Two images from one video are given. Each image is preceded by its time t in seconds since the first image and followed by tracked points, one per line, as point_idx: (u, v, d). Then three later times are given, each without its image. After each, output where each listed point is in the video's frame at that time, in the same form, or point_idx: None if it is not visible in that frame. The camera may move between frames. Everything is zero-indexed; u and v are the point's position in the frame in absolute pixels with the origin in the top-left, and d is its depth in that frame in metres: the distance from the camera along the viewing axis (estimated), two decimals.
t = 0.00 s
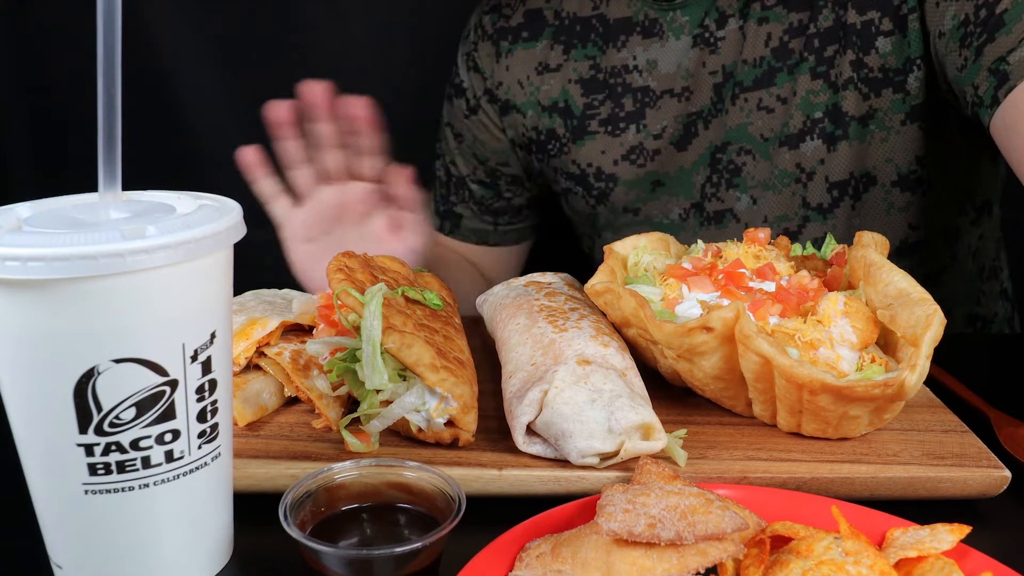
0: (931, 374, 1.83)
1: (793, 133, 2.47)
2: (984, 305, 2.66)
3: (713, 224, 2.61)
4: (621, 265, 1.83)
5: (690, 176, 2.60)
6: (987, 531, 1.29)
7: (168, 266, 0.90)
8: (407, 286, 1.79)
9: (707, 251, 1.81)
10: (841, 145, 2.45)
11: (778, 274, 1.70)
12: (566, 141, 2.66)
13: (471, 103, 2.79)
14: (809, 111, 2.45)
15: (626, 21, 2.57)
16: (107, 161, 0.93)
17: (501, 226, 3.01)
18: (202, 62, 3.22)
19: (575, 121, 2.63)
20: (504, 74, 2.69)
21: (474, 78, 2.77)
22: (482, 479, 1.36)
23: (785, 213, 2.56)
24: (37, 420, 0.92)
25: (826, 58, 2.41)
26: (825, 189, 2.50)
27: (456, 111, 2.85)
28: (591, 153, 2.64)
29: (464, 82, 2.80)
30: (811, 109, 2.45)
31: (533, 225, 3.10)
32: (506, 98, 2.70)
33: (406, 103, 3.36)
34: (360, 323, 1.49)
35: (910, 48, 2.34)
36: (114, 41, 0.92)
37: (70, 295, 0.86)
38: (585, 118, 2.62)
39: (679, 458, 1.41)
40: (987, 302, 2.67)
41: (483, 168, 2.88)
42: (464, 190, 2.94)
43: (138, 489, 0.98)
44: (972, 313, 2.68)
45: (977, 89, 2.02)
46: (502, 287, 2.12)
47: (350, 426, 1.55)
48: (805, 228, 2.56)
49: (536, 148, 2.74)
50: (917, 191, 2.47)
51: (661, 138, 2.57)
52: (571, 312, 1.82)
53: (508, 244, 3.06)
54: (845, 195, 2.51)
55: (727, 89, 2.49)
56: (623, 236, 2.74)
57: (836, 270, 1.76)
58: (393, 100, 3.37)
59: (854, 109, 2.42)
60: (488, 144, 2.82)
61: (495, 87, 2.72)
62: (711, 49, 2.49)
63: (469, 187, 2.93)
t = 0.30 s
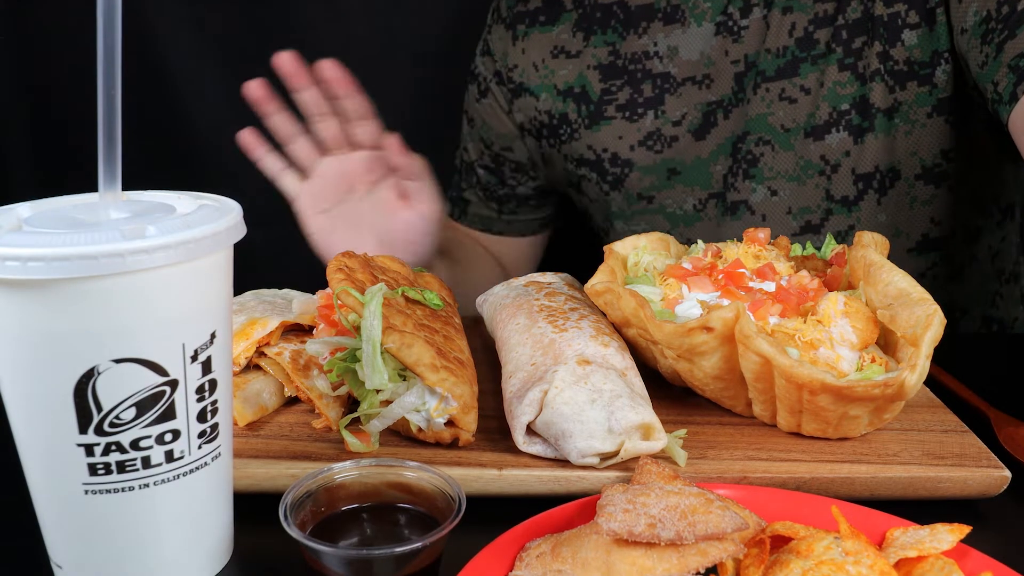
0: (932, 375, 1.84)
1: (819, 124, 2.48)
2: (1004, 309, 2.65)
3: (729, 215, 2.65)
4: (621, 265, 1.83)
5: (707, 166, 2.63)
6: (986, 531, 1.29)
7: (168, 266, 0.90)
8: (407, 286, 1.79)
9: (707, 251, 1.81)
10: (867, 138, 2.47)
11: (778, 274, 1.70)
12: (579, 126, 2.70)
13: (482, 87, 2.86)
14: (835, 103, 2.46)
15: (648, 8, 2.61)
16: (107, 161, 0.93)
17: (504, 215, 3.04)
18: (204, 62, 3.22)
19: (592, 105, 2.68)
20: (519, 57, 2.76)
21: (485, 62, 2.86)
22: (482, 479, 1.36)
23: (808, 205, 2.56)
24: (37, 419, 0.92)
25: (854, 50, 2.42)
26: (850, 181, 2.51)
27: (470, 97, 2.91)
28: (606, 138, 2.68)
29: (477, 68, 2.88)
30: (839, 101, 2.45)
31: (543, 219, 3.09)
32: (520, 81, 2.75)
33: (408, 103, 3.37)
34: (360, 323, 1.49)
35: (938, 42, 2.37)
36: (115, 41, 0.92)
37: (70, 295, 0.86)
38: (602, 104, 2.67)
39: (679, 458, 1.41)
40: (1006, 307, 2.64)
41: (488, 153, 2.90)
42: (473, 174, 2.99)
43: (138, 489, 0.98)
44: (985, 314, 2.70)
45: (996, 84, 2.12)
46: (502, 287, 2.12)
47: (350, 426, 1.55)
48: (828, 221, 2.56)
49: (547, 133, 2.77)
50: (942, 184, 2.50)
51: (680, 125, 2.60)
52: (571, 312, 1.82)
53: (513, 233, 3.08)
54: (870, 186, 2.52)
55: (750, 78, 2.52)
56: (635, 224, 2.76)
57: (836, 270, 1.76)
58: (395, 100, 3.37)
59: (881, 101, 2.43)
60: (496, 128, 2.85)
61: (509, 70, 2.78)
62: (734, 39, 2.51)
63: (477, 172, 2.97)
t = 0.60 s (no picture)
0: (932, 375, 1.84)
1: (836, 125, 2.48)
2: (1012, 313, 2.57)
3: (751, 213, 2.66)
4: (621, 265, 1.83)
5: (723, 163, 2.65)
6: (986, 531, 1.29)
7: (168, 266, 0.90)
8: (407, 286, 1.79)
9: (707, 251, 1.81)
10: (886, 139, 2.46)
11: (778, 274, 1.70)
12: (594, 119, 2.72)
13: (494, 78, 2.89)
14: (854, 104, 2.45)
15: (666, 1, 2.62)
16: (107, 162, 0.93)
17: (511, 208, 3.04)
18: (205, 61, 3.22)
19: (609, 98, 2.69)
20: (534, 47, 2.76)
21: (497, 53, 2.88)
22: (482, 479, 1.36)
23: (824, 204, 2.56)
24: (37, 420, 0.92)
25: (874, 51, 2.41)
26: (867, 182, 2.51)
27: (482, 88, 2.94)
28: (621, 131, 2.69)
29: (489, 57, 2.91)
30: (857, 102, 2.45)
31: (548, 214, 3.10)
32: (534, 71, 2.76)
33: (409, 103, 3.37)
34: (360, 323, 1.49)
35: (959, 45, 2.35)
36: (115, 41, 0.92)
37: (69, 295, 0.86)
38: (619, 96, 2.68)
39: (679, 458, 1.41)
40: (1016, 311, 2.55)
41: (497, 145, 2.92)
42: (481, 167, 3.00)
43: (138, 489, 0.98)
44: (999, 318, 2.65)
45: (1015, 88, 2.16)
46: (502, 287, 2.13)
47: (350, 426, 1.55)
48: (844, 222, 2.57)
49: (559, 126, 2.78)
50: (958, 186, 2.51)
51: (697, 121, 2.63)
52: (571, 312, 1.82)
53: (519, 229, 3.08)
54: (887, 188, 2.51)
55: (769, 75, 2.53)
56: (647, 219, 2.79)
57: (836, 270, 1.76)
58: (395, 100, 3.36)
59: (901, 103, 2.42)
60: (506, 120, 2.88)
61: (523, 60, 2.78)
62: (755, 36, 2.53)
63: (485, 164, 2.99)
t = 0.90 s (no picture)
0: (932, 375, 1.84)
1: (842, 125, 2.48)
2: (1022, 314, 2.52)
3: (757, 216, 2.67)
4: (621, 265, 1.84)
5: (730, 166, 2.66)
6: (986, 531, 1.29)
7: (168, 266, 0.90)
8: (407, 286, 1.79)
9: (707, 251, 1.80)
10: (892, 139, 2.46)
11: (778, 274, 1.70)
12: (601, 124, 2.67)
13: (500, 81, 2.81)
14: (861, 104, 2.45)
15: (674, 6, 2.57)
16: (107, 162, 0.93)
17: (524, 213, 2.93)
18: (206, 61, 3.23)
19: (616, 103, 2.64)
20: (540, 52, 2.68)
21: (506, 56, 2.78)
22: (482, 479, 1.36)
23: (833, 204, 2.57)
24: (37, 420, 0.92)
25: (880, 51, 2.41)
26: (874, 182, 2.51)
27: (487, 90, 2.86)
28: (629, 136, 2.65)
29: (496, 61, 2.82)
30: (863, 102, 2.45)
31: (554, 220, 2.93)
32: (542, 76, 2.68)
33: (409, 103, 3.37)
34: (360, 323, 1.49)
35: (964, 43, 2.36)
36: (114, 41, 0.92)
37: (69, 296, 0.86)
38: (626, 101, 2.63)
39: (679, 458, 1.41)
40: None
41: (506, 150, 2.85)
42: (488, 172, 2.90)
43: (138, 489, 0.98)
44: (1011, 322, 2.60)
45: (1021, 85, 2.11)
46: (502, 287, 2.12)
47: (350, 426, 1.55)
48: (853, 222, 2.56)
49: (567, 131, 2.73)
50: (965, 186, 2.50)
51: (704, 125, 2.61)
52: (571, 312, 1.82)
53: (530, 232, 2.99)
54: (894, 188, 2.52)
55: (776, 77, 2.54)
56: (654, 224, 2.77)
57: (836, 270, 1.76)
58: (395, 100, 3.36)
59: (907, 102, 2.42)
60: (513, 124, 2.82)
61: (530, 64, 2.70)
62: (761, 37, 2.51)
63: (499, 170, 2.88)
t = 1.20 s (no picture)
0: (932, 375, 1.83)
1: (837, 127, 2.48)
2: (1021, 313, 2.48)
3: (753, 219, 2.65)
4: (621, 265, 1.84)
5: (728, 169, 2.66)
6: (986, 532, 1.29)
7: (168, 266, 0.90)
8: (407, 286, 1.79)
9: (707, 251, 1.80)
10: (887, 140, 2.45)
11: (778, 274, 1.70)
12: (595, 130, 2.73)
13: (495, 92, 2.89)
14: (855, 106, 2.45)
15: (667, 10, 2.62)
16: (107, 162, 0.93)
17: (515, 221, 3.01)
18: (205, 61, 3.23)
19: (610, 109, 2.70)
20: (533, 60, 2.76)
21: (499, 67, 2.88)
22: (482, 479, 1.36)
23: (828, 207, 2.55)
24: (37, 420, 0.92)
25: (874, 52, 2.41)
26: (870, 184, 2.50)
27: (483, 102, 2.93)
28: (625, 141, 2.70)
29: (492, 72, 2.90)
30: (857, 104, 2.45)
31: (554, 223, 3.08)
32: (535, 84, 2.76)
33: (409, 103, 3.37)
34: (360, 323, 1.49)
35: (958, 43, 2.34)
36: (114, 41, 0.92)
37: (69, 296, 0.86)
38: (620, 107, 2.69)
39: (679, 458, 1.41)
40: None
41: (501, 158, 2.92)
42: (486, 179, 2.98)
43: (137, 490, 0.97)
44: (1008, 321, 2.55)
45: (1016, 85, 2.14)
46: (502, 287, 2.12)
47: (350, 426, 1.54)
48: (848, 225, 2.54)
49: (562, 137, 2.79)
50: (960, 188, 2.48)
51: (699, 129, 2.63)
52: (571, 312, 1.82)
53: (524, 240, 3.05)
54: (890, 190, 2.50)
55: (770, 81, 2.54)
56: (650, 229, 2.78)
57: (836, 270, 1.76)
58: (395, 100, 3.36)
59: (901, 104, 2.42)
60: (510, 132, 2.87)
61: (524, 72, 2.79)
62: (755, 41, 2.54)
63: (488, 177, 2.97)
